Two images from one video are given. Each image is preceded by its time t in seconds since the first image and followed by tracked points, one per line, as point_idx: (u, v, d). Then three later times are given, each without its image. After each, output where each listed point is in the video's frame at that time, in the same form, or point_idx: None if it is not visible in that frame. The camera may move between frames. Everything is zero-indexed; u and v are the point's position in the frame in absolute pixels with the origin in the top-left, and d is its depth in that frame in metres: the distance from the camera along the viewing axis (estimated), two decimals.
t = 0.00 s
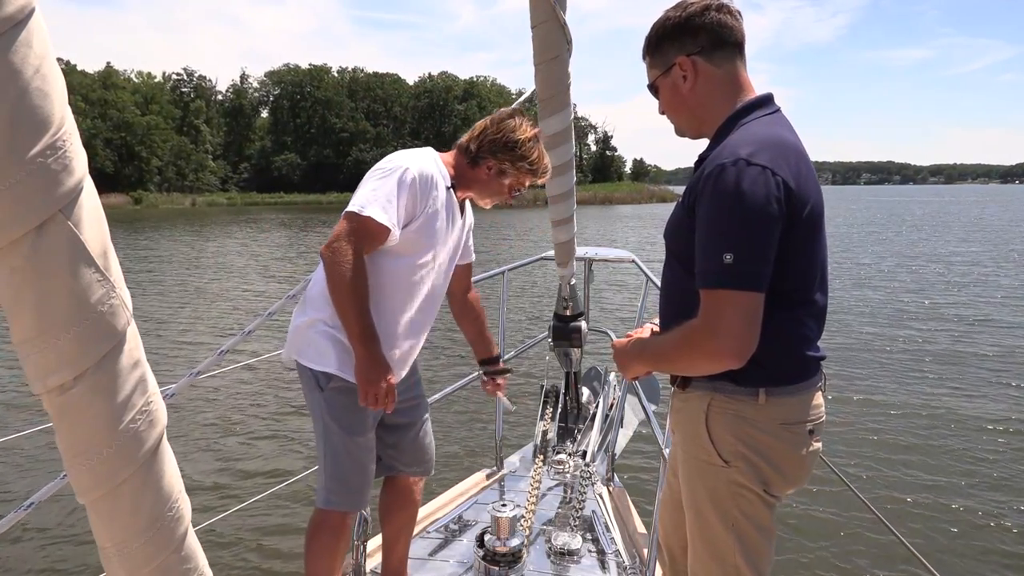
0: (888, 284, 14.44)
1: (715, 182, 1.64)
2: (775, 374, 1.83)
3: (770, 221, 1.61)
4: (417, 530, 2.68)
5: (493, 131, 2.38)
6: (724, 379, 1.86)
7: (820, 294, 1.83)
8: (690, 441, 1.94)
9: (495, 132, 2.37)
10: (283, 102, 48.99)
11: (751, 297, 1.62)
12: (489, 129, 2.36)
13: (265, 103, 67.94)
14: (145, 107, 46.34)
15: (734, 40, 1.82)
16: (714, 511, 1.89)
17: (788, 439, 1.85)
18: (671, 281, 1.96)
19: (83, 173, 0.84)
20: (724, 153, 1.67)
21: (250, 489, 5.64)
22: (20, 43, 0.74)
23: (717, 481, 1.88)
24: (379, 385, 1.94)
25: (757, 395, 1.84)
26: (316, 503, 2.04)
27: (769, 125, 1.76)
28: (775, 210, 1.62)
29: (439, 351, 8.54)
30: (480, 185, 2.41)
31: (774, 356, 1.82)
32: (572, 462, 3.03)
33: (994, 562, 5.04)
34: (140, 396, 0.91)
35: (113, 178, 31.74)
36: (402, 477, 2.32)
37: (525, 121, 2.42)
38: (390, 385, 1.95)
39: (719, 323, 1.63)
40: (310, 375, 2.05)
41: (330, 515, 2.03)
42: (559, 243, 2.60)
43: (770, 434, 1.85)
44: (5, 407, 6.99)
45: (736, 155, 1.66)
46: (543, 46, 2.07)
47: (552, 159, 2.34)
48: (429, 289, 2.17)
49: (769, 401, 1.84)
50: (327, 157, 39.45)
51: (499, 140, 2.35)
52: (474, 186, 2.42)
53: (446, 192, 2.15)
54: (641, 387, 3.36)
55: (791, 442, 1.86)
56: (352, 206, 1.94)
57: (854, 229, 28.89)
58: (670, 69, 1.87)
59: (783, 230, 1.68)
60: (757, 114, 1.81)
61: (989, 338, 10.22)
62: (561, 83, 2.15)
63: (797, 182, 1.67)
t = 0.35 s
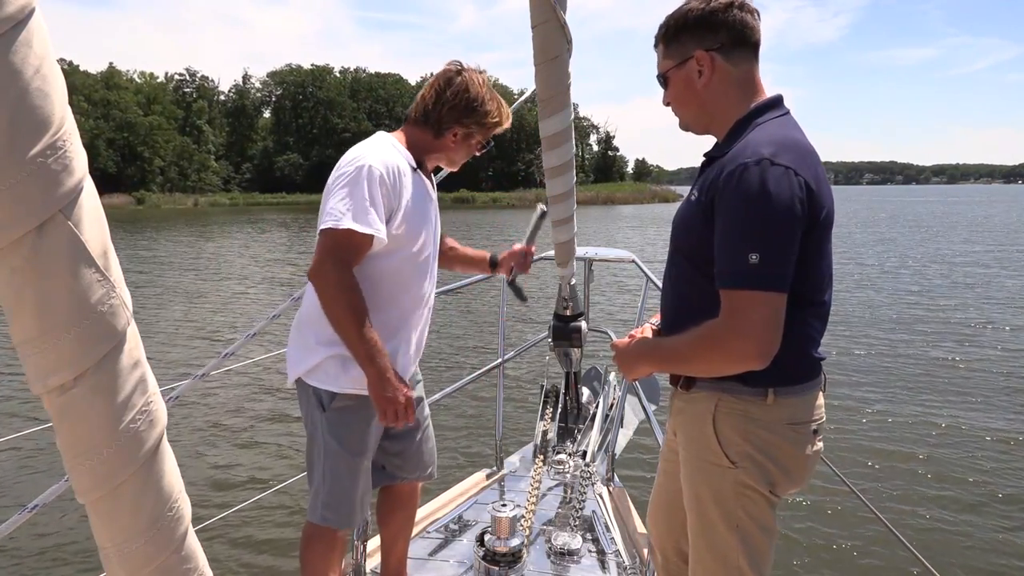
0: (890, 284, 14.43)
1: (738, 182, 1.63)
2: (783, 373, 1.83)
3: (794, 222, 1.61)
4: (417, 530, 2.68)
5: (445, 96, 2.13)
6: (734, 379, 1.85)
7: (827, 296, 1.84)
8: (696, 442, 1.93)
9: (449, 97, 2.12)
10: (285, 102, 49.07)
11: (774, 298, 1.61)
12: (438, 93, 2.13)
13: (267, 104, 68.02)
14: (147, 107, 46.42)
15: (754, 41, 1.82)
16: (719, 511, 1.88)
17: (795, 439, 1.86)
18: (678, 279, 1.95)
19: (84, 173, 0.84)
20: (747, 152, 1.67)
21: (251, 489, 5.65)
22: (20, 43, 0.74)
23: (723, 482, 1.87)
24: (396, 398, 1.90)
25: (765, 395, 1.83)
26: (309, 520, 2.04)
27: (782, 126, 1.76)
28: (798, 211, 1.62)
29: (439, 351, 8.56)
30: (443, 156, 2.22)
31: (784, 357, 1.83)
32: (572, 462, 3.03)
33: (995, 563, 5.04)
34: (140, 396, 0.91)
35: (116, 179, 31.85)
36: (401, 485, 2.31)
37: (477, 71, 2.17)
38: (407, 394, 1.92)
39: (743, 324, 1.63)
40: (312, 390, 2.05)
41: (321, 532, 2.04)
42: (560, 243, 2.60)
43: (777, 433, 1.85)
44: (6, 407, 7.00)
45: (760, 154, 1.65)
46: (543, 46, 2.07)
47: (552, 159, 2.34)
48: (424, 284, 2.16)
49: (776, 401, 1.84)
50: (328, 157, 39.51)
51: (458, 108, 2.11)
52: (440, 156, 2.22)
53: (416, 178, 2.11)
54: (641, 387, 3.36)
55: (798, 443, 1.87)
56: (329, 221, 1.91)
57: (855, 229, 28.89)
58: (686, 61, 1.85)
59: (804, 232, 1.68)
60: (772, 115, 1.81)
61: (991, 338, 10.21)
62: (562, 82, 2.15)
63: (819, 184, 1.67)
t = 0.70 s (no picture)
0: (891, 285, 14.41)
1: (761, 182, 1.62)
2: (795, 374, 1.83)
3: (817, 223, 1.61)
4: (417, 530, 2.68)
5: (384, 71, 2.02)
6: (748, 381, 1.84)
7: (833, 298, 1.84)
8: (705, 445, 1.91)
9: (389, 72, 2.02)
10: (287, 102, 49.14)
11: (801, 299, 1.61)
12: (378, 70, 2.03)
13: (268, 103, 67.97)
14: (150, 107, 46.49)
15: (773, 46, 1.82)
16: (727, 512, 1.87)
17: (806, 440, 1.86)
18: (682, 277, 1.91)
19: (83, 173, 0.84)
20: (767, 152, 1.65)
21: (251, 491, 5.65)
22: (20, 43, 0.74)
23: (734, 485, 1.86)
24: (395, 401, 1.82)
25: (779, 395, 1.83)
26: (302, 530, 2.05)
27: (792, 125, 1.75)
28: (820, 213, 1.61)
29: (440, 350, 8.57)
30: (395, 134, 2.12)
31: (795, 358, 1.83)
32: (572, 462, 3.03)
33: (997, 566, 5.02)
34: (140, 396, 0.91)
35: (118, 179, 31.91)
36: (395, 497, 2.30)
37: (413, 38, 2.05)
38: (405, 395, 1.84)
39: (771, 324, 1.61)
40: (304, 407, 2.02)
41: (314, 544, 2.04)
42: (559, 243, 2.59)
43: (789, 435, 1.85)
44: (7, 406, 7.01)
45: (781, 155, 1.63)
46: (543, 45, 2.07)
47: (552, 158, 2.34)
48: (397, 275, 2.08)
49: (789, 401, 1.84)
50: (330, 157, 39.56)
51: (401, 82, 2.01)
52: (394, 135, 2.13)
53: (371, 165, 2.02)
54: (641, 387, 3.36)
55: (808, 445, 1.87)
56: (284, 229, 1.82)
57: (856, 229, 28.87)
58: (705, 52, 1.83)
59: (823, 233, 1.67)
60: (781, 117, 1.80)
61: (993, 338, 10.19)
62: (562, 82, 2.15)
63: (837, 184, 1.68)
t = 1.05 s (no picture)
0: (892, 285, 14.41)
1: (777, 182, 1.61)
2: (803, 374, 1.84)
3: (832, 222, 1.61)
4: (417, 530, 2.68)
5: (352, 69, 1.94)
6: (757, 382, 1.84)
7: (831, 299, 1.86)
8: (714, 448, 1.91)
9: (357, 70, 1.94)
10: (289, 102, 49.20)
11: (816, 297, 1.60)
12: (344, 70, 1.95)
13: (270, 104, 68.10)
14: (152, 107, 46.58)
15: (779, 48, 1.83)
16: (737, 514, 1.86)
17: (814, 441, 1.87)
18: (685, 278, 1.90)
19: (84, 174, 0.84)
20: (779, 151, 1.64)
21: (251, 491, 5.67)
22: (21, 43, 0.74)
23: (744, 488, 1.85)
24: (337, 430, 1.74)
25: (789, 397, 1.83)
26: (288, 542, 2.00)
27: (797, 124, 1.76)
28: (835, 211, 1.62)
29: (442, 350, 8.59)
30: (369, 135, 2.05)
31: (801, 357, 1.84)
32: (572, 463, 3.03)
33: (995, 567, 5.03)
34: (140, 396, 0.91)
35: (121, 178, 32.00)
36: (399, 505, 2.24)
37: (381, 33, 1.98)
38: (350, 423, 1.76)
39: (789, 323, 1.61)
40: (280, 417, 1.96)
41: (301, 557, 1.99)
42: (559, 243, 2.59)
43: (799, 436, 1.85)
44: (9, 406, 7.03)
45: (794, 153, 1.63)
46: (544, 44, 2.07)
47: (552, 158, 2.34)
48: (367, 289, 1.99)
49: (798, 402, 1.84)
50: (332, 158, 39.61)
51: (369, 78, 1.94)
52: (367, 136, 2.05)
53: (339, 170, 1.92)
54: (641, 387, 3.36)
55: (815, 444, 1.87)
56: (243, 238, 1.76)
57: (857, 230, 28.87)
58: (713, 48, 1.82)
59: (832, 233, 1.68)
60: (782, 116, 1.80)
61: (992, 340, 10.19)
62: (562, 82, 2.15)
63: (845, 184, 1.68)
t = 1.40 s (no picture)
0: (891, 285, 14.41)
1: (775, 183, 1.61)
2: (800, 375, 1.84)
3: (829, 223, 1.61)
4: (416, 531, 2.68)
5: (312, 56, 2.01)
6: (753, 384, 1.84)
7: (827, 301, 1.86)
8: (711, 450, 1.90)
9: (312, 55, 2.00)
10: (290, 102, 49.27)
11: (813, 299, 1.60)
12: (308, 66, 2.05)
13: (271, 104, 68.12)
14: (154, 107, 46.68)
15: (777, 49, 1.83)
16: (735, 516, 1.86)
17: (810, 442, 1.87)
18: (682, 280, 1.89)
19: (83, 174, 0.84)
20: (777, 151, 1.64)
21: (252, 490, 5.68)
22: (20, 44, 0.74)
23: (742, 489, 1.85)
24: (295, 448, 1.74)
25: (784, 398, 1.84)
26: (291, 546, 1.99)
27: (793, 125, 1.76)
28: (831, 213, 1.61)
29: (442, 350, 8.61)
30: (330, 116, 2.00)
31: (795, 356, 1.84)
32: (572, 463, 3.03)
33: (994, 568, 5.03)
34: (140, 396, 0.91)
35: (123, 179, 32.08)
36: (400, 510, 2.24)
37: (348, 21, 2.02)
38: (311, 443, 1.76)
39: (785, 324, 1.61)
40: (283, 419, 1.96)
41: (304, 563, 1.99)
42: (559, 243, 2.59)
43: (795, 436, 1.85)
44: (10, 405, 7.05)
45: (792, 154, 1.63)
46: (544, 45, 2.07)
47: (552, 159, 2.34)
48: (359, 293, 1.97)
49: (794, 403, 1.85)
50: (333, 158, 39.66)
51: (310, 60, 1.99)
52: (337, 119, 2.00)
53: (333, 167, 1.92)
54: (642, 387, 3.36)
55: (812, 445, 1.88)
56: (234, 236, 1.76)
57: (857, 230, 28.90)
58: (712, 47, 1.82)
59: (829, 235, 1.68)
60: (779, 117, 1.81)
61: (991, 340, 10.21)
62: (562, 82, 2.15)
63: (842, 185, 1.68)
